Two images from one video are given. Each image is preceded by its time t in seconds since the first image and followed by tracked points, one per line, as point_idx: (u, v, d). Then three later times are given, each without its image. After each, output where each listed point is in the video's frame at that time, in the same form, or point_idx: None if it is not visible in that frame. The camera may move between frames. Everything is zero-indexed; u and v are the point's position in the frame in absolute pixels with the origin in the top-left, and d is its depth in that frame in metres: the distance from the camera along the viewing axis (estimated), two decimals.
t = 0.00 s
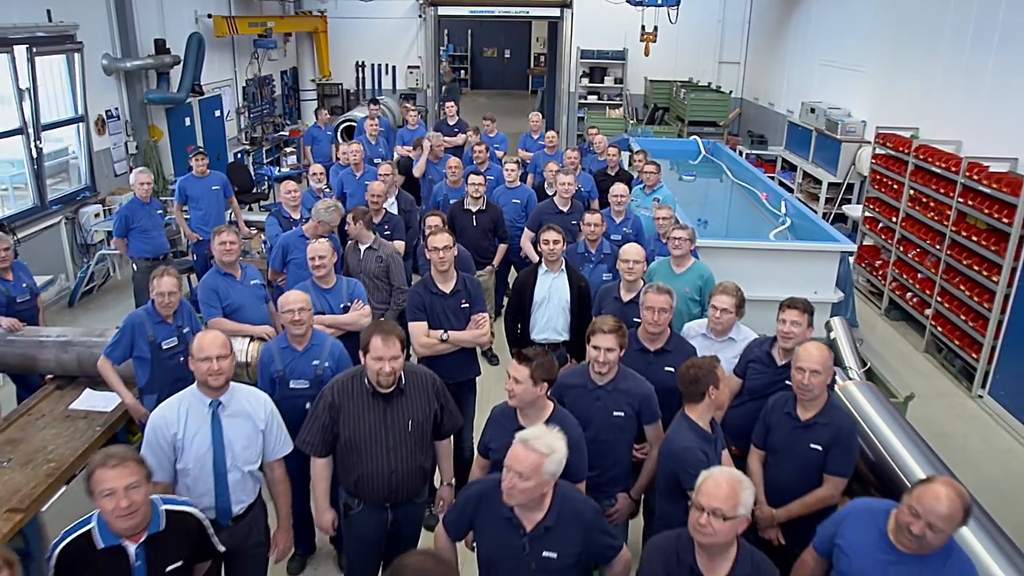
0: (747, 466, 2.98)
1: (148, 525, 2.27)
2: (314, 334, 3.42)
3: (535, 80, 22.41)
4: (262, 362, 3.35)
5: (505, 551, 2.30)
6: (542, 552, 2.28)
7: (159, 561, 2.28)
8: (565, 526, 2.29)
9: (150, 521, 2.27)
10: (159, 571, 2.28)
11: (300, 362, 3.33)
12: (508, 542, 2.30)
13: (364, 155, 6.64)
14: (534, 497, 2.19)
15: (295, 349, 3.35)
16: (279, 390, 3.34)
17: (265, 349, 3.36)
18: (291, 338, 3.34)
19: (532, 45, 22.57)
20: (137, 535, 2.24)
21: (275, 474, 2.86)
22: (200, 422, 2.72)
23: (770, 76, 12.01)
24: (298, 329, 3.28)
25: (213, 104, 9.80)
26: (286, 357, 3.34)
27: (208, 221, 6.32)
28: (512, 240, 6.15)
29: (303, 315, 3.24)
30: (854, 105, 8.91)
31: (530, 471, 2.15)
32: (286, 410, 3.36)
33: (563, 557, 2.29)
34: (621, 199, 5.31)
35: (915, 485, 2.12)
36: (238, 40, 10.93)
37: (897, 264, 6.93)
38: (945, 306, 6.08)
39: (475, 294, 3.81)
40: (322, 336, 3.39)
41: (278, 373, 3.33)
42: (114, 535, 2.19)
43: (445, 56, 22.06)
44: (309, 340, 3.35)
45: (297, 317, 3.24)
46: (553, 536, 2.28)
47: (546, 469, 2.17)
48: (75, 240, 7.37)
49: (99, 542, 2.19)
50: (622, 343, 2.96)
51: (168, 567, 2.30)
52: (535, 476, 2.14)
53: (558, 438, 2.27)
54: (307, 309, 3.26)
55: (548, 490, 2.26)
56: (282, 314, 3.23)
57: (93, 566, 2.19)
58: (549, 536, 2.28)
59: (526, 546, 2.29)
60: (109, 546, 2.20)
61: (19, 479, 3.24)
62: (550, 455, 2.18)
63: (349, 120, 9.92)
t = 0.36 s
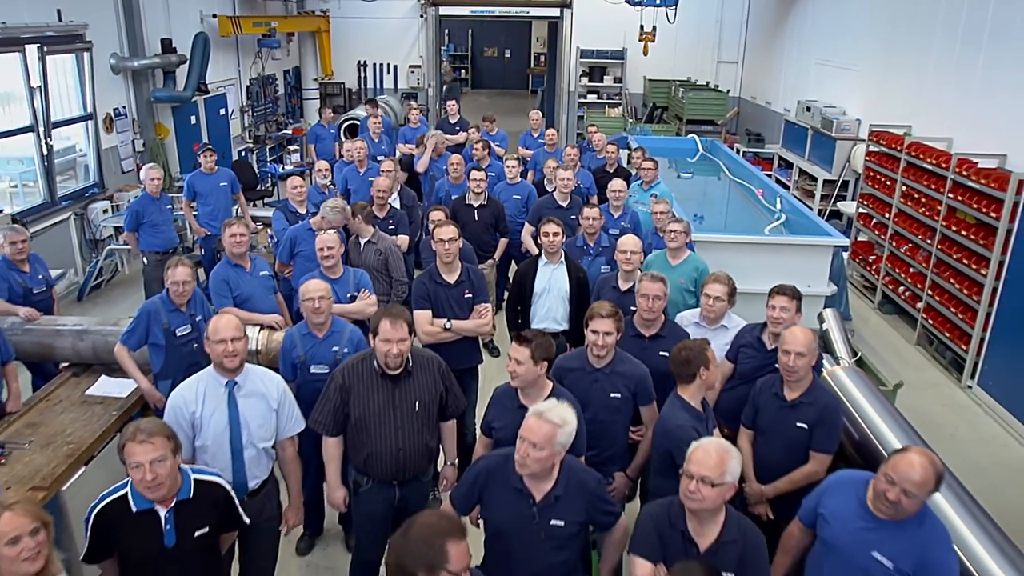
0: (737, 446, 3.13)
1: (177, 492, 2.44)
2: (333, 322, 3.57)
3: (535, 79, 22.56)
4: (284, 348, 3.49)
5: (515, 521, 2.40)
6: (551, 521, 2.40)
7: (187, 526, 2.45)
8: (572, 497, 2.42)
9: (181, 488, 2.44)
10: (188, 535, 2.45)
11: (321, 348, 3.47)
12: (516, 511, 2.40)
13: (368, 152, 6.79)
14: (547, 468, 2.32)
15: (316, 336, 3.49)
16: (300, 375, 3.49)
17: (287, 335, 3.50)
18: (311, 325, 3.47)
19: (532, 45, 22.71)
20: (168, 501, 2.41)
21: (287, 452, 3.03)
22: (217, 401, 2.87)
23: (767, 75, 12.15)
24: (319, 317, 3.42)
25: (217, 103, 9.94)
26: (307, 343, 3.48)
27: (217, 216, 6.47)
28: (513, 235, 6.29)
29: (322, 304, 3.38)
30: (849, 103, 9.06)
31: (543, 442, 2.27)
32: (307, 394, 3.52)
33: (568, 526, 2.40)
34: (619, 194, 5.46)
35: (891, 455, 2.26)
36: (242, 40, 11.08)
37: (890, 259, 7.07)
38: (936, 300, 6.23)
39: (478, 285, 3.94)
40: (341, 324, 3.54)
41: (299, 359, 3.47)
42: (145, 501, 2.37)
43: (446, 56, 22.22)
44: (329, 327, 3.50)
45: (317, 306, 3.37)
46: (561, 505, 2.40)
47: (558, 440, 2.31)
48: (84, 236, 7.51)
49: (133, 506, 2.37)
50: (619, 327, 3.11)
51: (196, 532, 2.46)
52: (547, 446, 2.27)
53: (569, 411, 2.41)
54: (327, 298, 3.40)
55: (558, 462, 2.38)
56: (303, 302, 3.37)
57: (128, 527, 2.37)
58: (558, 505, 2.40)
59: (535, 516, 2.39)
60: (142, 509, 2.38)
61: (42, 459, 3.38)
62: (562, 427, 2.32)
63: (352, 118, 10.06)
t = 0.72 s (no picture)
0: (728, 427, 3.26)
1: (178, 469, 2.47)
2: (350, 311, 3.70)
3: (535, 79, 22.72)
4: (301, 335, 3.63)
5: (520, 492, 2.53)
6: (554, 492, 2.53)
7: (188, 502, 2.48)
8: (574, 470, 2.55)
9: (180, 467, 2.46)
10: (189, 512, 2.48)
11: (338, 336, 3.62)
12: (522, 483, 2.54)
13: (371, 149, 6.93)
14: (551, 440, 2.45)
15: (333, 324, 3.63)
16: (317, 361, 3.63)
17: (305, 322, 3.63)
18: (330, 312, 3.62)
19: (532, 45, 22.84)
20: (168, 478, 2.43)
21: (297, 431, 3.17)
22: (232, 382, 3.01)
23: (765, 74, 12.31)
24: (337, 306, 3.55)
25: (222, 102, 10.09)
26: (324, 330, 3.62)
27: (224, 211, 6.62)
28: (514, 230, 6.44)
29: (341, 293, 3.52)
30: (844, 102, 9.21)
31: (547, 416, 2.40)
32: (322, 378, 3.66)
33: (570, 497, 2.54)
34: (618, 189, 5.60)
35: (870, 428, 2.40)
36: (246, 39, 11.24)
37: (883, 254, 7.22)
38: (927, 293, 6.38)
39: (482, 276, 4.08)
40: (358, 312, 3.67)
41: (316, 346, 3.61)
42: (147, 480, 2.40)
43: (446, 55, 22.37)
44: (346, 316, 3.63)
45: (336, 295, 3.51)
46: (564, 478, 2.53)
47: (562, 415, 2.43)
48: (92, 232, 7.66)
49: (135, 484, 2.40)
50: (616, 313, 3.25)
51: (197, 508, 2.49)
52: (551, 420, 2.40)
53: (573, 388, 2.53)
54: (344, 288, 3.54)
55: (562, 437, 2.51)
56: (323, 291, 3.51)
57: (132, 505, 2.40)
58: (561, 478, 2.53)
59: (539, 487, 2.53)
60: (145, 488, 2.41)
61: (62, 441, 3.52)
62: (566, 402, 2.45)
63: (355, 116, 10.20)
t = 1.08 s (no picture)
0: (721, 408, 3.43)
1: (186, 447, 2.57)
2: (359, 300, 3.84)
3: (535, 78, 22.89)
4: (311, 323, 3.77)
5: (522, 468, 2.67)
6: (553, 468, 2.66)
7: (196, 477, 2.57)
8: (573, 447, 2.67)
9: (188, 443, 2.57)
10: (197, 486, 2.58)
11: (347, 323, 3.76)
12: (524, 458, 2.67)
13: (375, 146, 7.08)
14: (551, 418, 2.57)
15: (342, 312, 3.77)
16: (326, 347, 3.78)
17: (315, 310, 3.78)
18: (339, 301, 3.75)
19: (532, 44, 22.96)
20: (177, 455, 2.54)
21: (307, 414, 3.30)
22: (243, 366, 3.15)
23: (763, 74, 12.45)
24: (346, 294, 3.69)
25: (227, 100, 10.24)
26: (334, 318, 3.76)
27: (230, 207, 6.76)
28: (515, 225, 6.58)
29: (350, 282, 3.65)
30: (840, 101, 9.35)
31: (547, 394, 2.52)
32: (330, 364, 3.81)
33: (569, 472, 2.67)
34: (616, 185, 5.74)
35: (852, 404, 2.54)
36: (250, 39, 11.39)
37: (877, 249, 7.36)
38: (919, 287, 6.52)
39: (485, 267, 4.22)
40: (367, 302, 3.81)
41: (326, 333, 3.76)
42: (157, 457, 2.50)
43: (447, 55, 22.52)
44: (355, 304, 3.77)
45: (345, 284, 3.65)
46: (563, 454, 2.66)
47: (563, 394, 2.55)
48: (100, 228, 7.81)
49: (146, 461, 2.51)
50: (613, 300, 3.39)
51: (205, 483, 2.59)
52: (552, 398, 2.52)
53: (574, 368, 2.66)
54: (354, 277, 3.67)
55: (562, 415, 2.64)
56: (333, 280, 3.65)
57: (143, 482, 2.52)
58: (560, 454, 2.66)
59: (539, 463, 2.66)
60: (155, 464, 2.51)
61: (80, 424, 3.65)
62: (567, 382, 2.56)
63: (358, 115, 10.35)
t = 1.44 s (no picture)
0: (714, 392, 3.58)
1: (214, 421, 2.72)
2: (360, 289, 3.98)
3: (535, 77, 23.03)
4: (314, 311, 3.91)
5: (525, 443, 2.81)
6: (555, 444, 2.80)
7: (224, 450, 2.72)
8: (574, 424, 2.81)
9: (217, 418, 2.71)
10: (224, 459, 2.73)
11: (348, 312, 3.90)
12: (527, 434, 2.82)
13: (378, 144, 7.22)
14: (553, 396, 2.71)
15: (344, 300, 3.91)
16: (327, 334, 3.92)
17: (318, 299, 3.92)
18: (341, 290, 3.89)
19: (532, 44, 23.08)
20: (207, 428, 2.69)
21: (315, 398, 3.43)
22: (255, 350, 3.29)
23: (761, 73, 12.60)
24: (348, 283, 3.83)
25: (232, 99, 10.39)
26: (336, 307, 3.90)
27: (237, 203, 6.90)
28: (516, 220, 6.73)
29: (353, 271, 3.79)
30: (835, 99, 9.49)
31: (550, 371, 2.66)
32: (333, 351, 3.94)
33: (570, 448, 2.82)
34: (614, 181, 5.88)
35: (836, 383, 2.68)
36: (254, 39, 11.54)
37: (871, 244, 7.50)
38: (911, 281, 6.67)
39: (487, 258, 4.37)
40: (367, 291, 3.95)
41: (327, 321, 3.90)
42: (188, 430, 2.65)
43: (448, 55, 22.66)
44: (356, 293, 3.91)
45: (348, 273, 3.79)
46: (564, 430, 2.80)
47: (564, 372, 2.69)
48: (108, 224, 7.95)
49: (177, 433, 2.66)
50: (610, 288, 3.54)
51: (232, 456, 2.74)
52: (553, 376, 2.65)
53: (574, 349, 2.80)
54: (355, 267, 3.82)
55: (563, 393, 2.78)
56: (336, 269, 3.79)
57: (174, 452, 2.66)
58: (561, 431, 2.80)
59: (541, 438, 2.80)
60: (185, 436, 2.66)
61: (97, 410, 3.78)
62: (568, 361, 2.71)
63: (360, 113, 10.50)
